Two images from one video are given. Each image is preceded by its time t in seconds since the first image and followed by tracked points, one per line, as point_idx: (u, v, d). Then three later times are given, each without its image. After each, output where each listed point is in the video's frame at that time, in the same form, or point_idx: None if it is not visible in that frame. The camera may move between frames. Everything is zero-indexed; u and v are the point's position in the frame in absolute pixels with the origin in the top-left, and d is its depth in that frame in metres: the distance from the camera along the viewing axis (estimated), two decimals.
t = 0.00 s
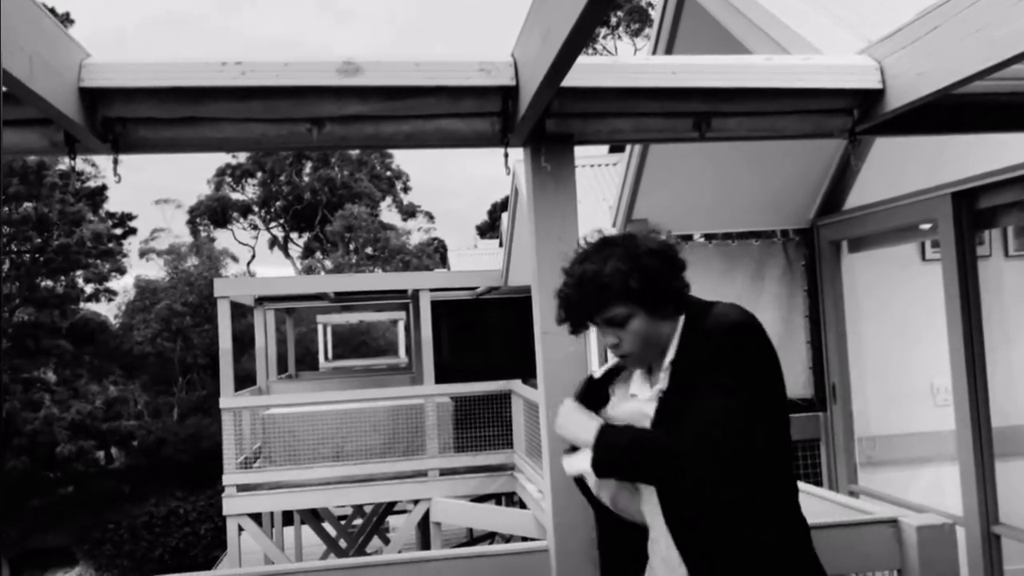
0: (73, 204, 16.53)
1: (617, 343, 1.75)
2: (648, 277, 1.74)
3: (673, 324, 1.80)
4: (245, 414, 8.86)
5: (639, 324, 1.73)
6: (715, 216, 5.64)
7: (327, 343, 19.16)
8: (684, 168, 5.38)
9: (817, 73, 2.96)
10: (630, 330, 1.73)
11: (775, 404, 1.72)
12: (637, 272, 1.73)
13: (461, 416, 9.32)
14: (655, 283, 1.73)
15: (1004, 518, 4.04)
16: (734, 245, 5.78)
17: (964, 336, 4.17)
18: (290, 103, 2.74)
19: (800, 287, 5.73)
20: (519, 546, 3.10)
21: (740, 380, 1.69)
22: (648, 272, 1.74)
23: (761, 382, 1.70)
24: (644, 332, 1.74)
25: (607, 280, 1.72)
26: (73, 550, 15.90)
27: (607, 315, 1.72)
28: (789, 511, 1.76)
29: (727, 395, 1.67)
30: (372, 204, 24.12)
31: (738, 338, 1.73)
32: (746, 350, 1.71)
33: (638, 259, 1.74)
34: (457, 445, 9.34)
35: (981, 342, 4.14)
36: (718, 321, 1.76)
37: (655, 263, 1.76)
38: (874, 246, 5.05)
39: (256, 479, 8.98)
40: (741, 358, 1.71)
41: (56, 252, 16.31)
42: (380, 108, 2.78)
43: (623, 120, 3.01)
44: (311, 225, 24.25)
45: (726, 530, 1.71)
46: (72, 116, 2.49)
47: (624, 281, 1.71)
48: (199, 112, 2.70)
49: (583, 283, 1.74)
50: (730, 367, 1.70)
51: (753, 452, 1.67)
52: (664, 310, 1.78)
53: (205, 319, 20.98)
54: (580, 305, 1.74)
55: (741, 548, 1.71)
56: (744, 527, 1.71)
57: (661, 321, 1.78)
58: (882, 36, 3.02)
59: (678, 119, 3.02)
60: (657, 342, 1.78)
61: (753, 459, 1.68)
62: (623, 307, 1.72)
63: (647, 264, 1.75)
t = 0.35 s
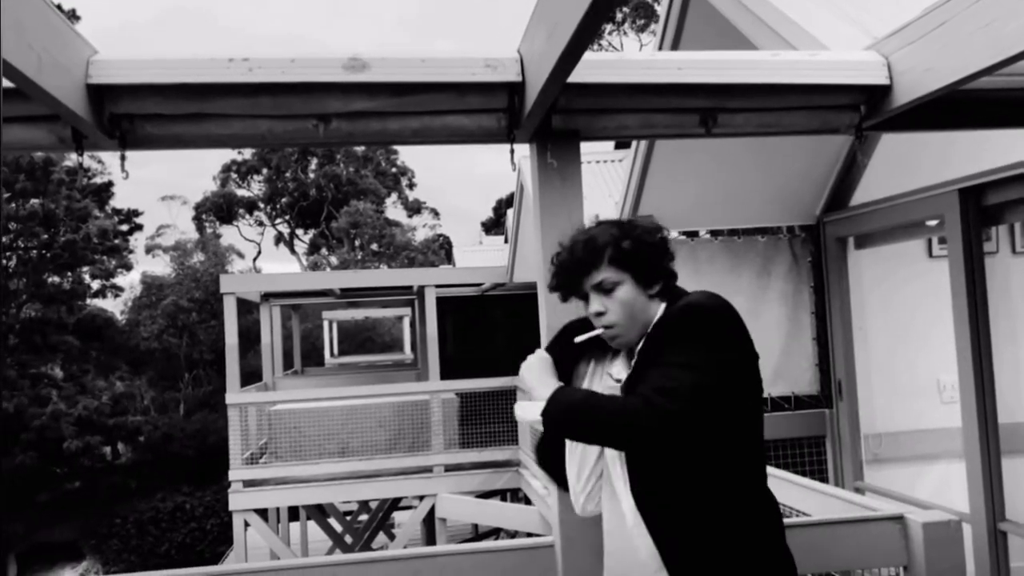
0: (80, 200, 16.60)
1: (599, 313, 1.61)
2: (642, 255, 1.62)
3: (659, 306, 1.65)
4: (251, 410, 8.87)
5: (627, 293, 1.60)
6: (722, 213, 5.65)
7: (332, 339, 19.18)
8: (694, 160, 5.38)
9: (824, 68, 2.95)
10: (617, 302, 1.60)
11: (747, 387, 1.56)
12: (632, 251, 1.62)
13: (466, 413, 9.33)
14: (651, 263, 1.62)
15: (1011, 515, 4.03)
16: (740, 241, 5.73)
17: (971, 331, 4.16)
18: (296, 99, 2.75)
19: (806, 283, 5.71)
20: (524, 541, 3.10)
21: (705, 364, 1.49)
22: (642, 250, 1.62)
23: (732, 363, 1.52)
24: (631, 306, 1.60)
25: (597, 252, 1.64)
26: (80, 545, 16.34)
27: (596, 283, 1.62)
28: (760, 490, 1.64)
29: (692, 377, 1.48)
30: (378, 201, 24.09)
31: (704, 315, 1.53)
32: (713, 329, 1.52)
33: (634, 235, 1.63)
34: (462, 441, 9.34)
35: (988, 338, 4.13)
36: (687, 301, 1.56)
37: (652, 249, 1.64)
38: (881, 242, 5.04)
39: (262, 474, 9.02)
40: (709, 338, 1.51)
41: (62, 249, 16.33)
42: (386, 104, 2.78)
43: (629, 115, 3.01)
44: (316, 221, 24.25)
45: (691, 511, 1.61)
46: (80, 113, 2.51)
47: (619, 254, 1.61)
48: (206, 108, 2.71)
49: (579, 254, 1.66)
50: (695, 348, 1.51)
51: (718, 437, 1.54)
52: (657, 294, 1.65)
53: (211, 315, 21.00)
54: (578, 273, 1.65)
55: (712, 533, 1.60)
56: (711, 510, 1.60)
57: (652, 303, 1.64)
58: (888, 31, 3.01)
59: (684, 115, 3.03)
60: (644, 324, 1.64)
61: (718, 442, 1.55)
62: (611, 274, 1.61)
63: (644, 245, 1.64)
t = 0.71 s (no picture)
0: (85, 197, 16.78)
1: (639, 295, 1.66)
2: (687, 240, 1.68)
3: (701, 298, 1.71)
4: (256, 406, 8.89)
5: (669, 278, 1.65)
6: (729, 209, 5.63)
7: (336, 336, 19.20)
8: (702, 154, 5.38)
9: (830, 64, 2.94)
10: (657, 286, 1.65)
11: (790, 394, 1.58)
12: (677, 237, 1.68)
13: (471, 409, 9.35)
14: (698, 251, 1.68)
15: (1016, 512, 4.03)
16: (745, 238, 5.74)
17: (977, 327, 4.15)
18: (302, 95, 2.75)
19: (811, 280, 5.70)
20: (528, 537, 3.12)
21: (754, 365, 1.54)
22: (688, 237, 1.68)
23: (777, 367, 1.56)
24: (673, 291, 1.65)
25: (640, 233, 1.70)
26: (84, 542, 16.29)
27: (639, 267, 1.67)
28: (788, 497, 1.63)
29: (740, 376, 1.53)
30: (382, 197, 24.10)
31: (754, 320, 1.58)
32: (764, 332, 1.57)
33: (682, 223, 1.69)
34: (466, 437, 9.37)
35: (994, 333, 4.13)
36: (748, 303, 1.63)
37: (696, 236, 1.69)
38: (887, 239, 5.04)
39: (267, 470, 9.06)
40: (758, 342, 1.56)
41: (67, 245, 16.59)
42: (391, 101, 2.79)
43: (634, 113, 3.01)
44: (321, 217, 24.27)
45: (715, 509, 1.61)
46: (88, 110, 2.52)
47: (667, 237, 1.67)
48: (213, 106, 2.72)
49: (623, 235, 1.71)
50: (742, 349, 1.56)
51: (754, 440, 1.56)
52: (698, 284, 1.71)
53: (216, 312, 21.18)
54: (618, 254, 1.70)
55: (733, 534, 1.60)
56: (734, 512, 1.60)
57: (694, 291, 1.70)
58: (896, 27, 3.00)
59: (689, 112, 3.03)
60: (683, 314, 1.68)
61: (753, 445, 1.57)
62: (655, 256, 1.66)
63: (692, 232, 1.69)
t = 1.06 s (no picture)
0: (87, 192, 16.76)
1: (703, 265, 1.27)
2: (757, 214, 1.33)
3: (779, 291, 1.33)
4: (258, 403, 8.94)
5: (742, 249, 1.28)
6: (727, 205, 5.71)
7: (338, 332, 19.22)
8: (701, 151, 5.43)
9: (832, 60, 2.93)
10: (726, 255, 1.27)
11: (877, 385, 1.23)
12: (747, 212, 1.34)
13: (472, 405, 9.35)
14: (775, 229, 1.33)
15: (1018, 509, 4.01)
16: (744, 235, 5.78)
17: (978, 323, 4.14)
18: (302, 90, 2.74)
19: (813, 277, 5.74)
20: (529, 533, 3.11)
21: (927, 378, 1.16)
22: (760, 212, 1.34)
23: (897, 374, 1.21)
24: (743, 263, 1.27)
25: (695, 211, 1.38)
26: (89, 536, 17.02)
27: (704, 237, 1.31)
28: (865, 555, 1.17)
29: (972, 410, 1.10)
30: (384, 193, 24.09)
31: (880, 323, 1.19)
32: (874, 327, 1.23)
33: (758, 195, 1.35)
34: (468, 434, 9.36)
35: (997, 331, 4.12)
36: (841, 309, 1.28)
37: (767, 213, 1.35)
38: (890, 235, 5.03)
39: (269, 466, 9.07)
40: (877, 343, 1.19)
41: (70, 241, 16.48)
42: (391, 96, 2.78)
43: (636, 108, 2.98)
44: (322, 214, 24.27)
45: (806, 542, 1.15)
46: (88, 105, 2.51)
47: (735, 211, 1.34)
48: (214, 101, 2.71)
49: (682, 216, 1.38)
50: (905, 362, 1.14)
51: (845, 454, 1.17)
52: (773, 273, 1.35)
53: (218, 308, 20.99)
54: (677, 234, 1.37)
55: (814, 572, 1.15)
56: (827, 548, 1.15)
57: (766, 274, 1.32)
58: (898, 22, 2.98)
59: (692, 107, 3.02)
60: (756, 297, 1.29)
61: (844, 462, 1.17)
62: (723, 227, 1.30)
63: (764, 210, 1.34)
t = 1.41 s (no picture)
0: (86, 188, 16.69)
1: (812, 250, 1.28)
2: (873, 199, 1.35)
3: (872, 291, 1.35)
4: (256, 398, 8.91)
5: (856, 240, 1.29)
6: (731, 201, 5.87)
7: (337, 328, 19.21)
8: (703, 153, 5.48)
9: (832, 58, 2.94)
10: (838, 244, 1.28)
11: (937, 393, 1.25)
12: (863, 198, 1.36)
13: (471, 401, 9.35)
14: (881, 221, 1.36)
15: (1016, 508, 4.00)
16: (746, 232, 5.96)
17: (978, 322, 4.13)
18: (302, 85, 2.74)
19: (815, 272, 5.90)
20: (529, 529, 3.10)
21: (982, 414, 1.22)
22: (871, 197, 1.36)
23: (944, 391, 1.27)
24: (853, 255, 1.28)
25: (807, 189, 1.39)
26: (88, 532, 17.04)
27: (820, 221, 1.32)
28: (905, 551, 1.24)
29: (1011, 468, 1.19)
30: (384, 189, 24.06)
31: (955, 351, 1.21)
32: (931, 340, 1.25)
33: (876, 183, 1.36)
34: (467, 430, 9.36)
35: (996, 329, 4.10)
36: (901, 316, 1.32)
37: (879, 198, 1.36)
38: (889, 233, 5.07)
39: (269, 462, 9.09)
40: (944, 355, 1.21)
41: (69, 236, 16.52)
42: (390, 92, 2.77)
43: (636, 104, 2.97)
44: (322, 210, 24.25)
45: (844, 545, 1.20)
46: (87, 100, 2.50)
47: (848, 197, 1.34)
48: (213, 95, 2.70)
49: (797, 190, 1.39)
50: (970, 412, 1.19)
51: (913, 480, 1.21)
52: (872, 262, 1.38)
53: (217, 304, 21.16)
54: (789, 208, 1.38)
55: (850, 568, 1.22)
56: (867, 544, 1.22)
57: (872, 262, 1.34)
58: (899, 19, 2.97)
59: (692, 104, 3.00)
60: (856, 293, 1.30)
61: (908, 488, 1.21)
62: (838, 213, 1.31)
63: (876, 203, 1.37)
